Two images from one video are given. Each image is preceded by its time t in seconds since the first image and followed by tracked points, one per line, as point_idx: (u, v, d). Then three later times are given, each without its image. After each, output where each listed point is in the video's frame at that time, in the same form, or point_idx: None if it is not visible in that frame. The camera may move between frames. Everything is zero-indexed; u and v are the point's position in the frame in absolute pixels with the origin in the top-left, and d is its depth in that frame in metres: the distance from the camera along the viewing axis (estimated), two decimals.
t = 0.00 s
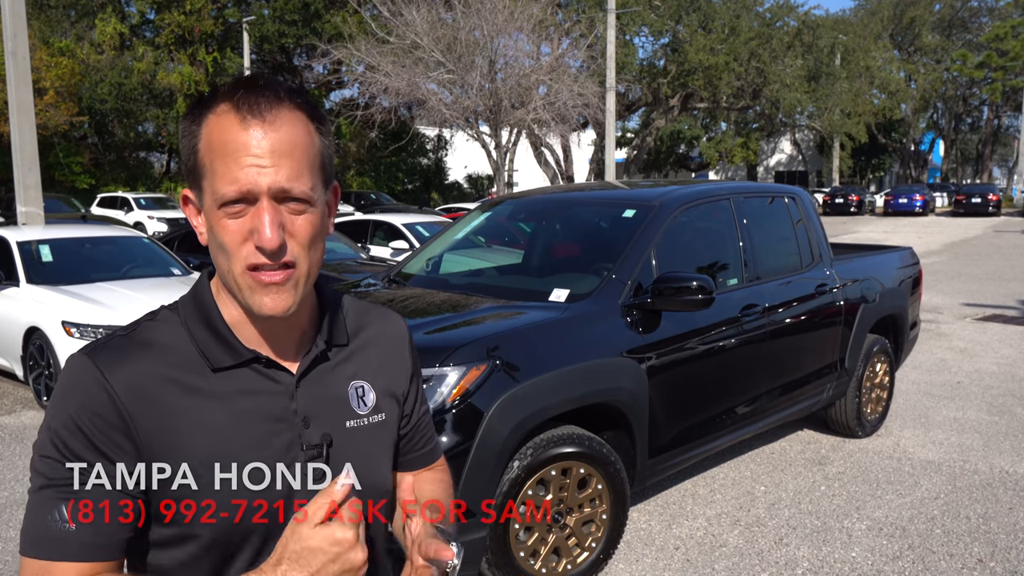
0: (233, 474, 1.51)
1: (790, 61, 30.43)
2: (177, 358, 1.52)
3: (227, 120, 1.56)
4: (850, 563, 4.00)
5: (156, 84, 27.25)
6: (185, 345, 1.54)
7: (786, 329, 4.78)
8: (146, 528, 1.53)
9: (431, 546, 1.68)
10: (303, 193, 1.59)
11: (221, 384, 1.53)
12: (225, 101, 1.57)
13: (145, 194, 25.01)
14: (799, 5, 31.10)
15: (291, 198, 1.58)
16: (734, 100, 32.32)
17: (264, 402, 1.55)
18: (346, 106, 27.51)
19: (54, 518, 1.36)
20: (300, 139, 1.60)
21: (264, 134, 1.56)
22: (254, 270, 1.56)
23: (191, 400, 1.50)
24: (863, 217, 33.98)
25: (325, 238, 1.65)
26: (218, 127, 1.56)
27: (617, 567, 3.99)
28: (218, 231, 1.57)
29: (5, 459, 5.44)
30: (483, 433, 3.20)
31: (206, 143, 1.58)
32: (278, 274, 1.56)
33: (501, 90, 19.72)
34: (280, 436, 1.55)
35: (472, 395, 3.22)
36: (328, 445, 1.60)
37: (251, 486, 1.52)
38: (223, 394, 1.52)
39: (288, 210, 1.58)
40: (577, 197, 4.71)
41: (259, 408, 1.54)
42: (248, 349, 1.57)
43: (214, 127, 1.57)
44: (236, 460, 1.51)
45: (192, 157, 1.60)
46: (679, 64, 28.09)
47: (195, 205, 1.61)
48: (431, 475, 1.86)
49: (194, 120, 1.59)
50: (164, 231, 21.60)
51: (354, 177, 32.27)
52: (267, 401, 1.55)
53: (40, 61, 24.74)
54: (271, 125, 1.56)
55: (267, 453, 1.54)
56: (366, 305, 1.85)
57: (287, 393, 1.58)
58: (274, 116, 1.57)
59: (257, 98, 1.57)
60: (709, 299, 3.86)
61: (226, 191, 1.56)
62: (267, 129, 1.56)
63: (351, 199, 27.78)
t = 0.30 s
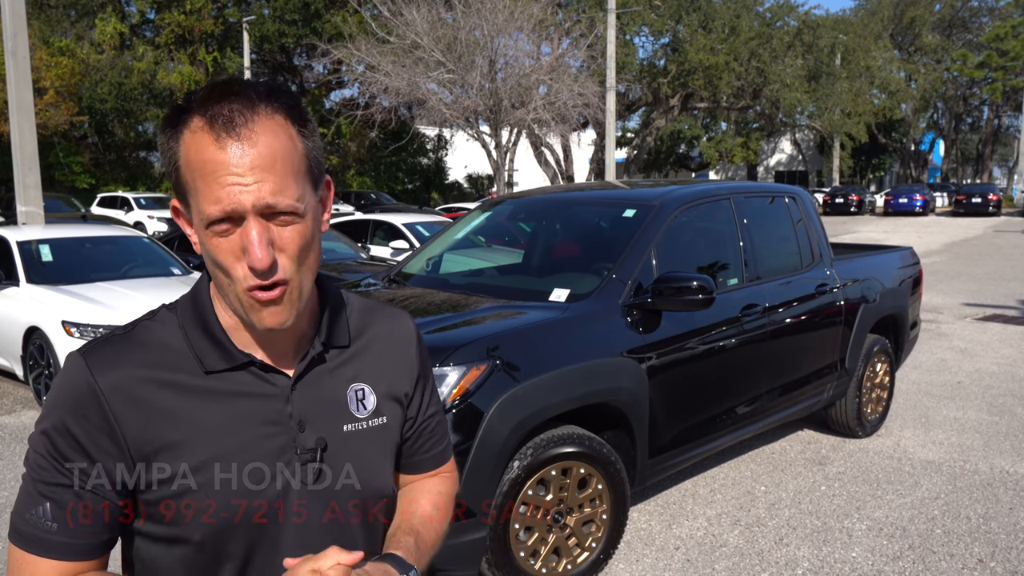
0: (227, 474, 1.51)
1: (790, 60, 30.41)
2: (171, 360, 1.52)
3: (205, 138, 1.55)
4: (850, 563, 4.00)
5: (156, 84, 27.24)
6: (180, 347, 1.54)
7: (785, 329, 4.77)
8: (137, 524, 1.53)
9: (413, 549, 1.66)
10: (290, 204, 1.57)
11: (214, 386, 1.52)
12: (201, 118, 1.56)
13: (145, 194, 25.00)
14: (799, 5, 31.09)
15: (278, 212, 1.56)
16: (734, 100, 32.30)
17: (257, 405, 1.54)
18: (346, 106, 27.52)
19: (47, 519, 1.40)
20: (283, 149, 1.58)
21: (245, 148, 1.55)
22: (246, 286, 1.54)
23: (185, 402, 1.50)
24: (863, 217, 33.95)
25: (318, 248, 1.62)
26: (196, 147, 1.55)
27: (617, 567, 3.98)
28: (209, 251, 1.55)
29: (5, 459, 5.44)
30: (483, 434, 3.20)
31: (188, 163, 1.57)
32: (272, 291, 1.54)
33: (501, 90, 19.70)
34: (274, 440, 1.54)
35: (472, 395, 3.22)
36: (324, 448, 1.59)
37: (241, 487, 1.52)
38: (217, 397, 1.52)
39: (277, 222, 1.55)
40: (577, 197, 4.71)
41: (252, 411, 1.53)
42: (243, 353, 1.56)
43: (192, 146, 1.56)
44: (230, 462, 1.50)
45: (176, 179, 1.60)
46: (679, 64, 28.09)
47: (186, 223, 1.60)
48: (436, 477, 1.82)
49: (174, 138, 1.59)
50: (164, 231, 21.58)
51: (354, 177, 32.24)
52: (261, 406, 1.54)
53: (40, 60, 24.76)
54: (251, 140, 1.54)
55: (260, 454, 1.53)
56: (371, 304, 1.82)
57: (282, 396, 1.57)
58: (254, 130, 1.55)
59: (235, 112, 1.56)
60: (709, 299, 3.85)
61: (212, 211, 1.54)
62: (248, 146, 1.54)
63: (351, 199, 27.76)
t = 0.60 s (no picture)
0: (221, 473, 1.51)
1: (790, 60, 30.39)
2: (164, 360, 1.52)
3: (194, 132, 1.55)
4: (852, 564, 4.00)
5: (156, 84, 27.22)
6: (173, 348, 1.54)
7: (785, 329, 4.77)
8: (133, 522, 1.54)
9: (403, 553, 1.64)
10: (281, 198, 1.57)
11: (206, 387, 1.52)
12: (190, 113, 1.56)
13: (146, 194, 25.01)
14: (799, 5, 31.10)
15: (268, 208, 1.56)
16: (734, 100, 32.29)
17: (249, 405, 1.53)
18: (346, 106, 27.56)
19: (43, 515, 1.42)
20: (274, 143, 1.57)
21: (235, 141, 1.55)
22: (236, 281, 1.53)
23: (178, 403, 1.50)
24: (863, 217, 33.95)
25: (309, 244, 1.62)
26: (185, 141, 1.55)
27: (617, 567, 3.98)
28: (200, 246, 1.55)
29: (6, 459, 5.44)
30: (483, 434, 3.20)
31: (178, 158, 1.57)
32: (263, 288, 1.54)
33: (501, 90, 19.70)
34: (266, 440, 1.53)
35: (473, 395, 3.21)
36: (314, 449, 1.57)
37: (233, 486, 1.51)
38: (210, 397, 1.51)
39: (267, 218, 1.56)
40: (577, 197, 4.70)
41: (244, 411, 1.53)
42: (234, 353, 1.55)
43: (182, 140, 1.56)
44: (222, 461, 1.50)
45: (166, 175, 1.60)
46: (679, 64, 28.11)
47: (177, 218, 1.60)
48: (436, 482, 1.79)
49: (164, 133, 1.58)
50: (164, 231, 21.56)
51: (354, 177, 32.23)
52: (253, 407, 1.54)
53: (40, 60, 24.74)
54: (241, 134, 1.54)
55: (251, 454, 1.52)
56: (370, 303, 1.81)
57: (274, 397, 1.56)
58: (243, 125, 1.55)
59: (225, 109, 1.56)
60: (710, 299, 3.84)
61: (202, 207, 1.54)
62: (239, 139, 1.55)
63: (351, 199, 27.75)
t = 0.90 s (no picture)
0: (221, 474, 1.51)
1: (790, 60, 30.37)
2: (163, 358, 1.52)
3: (197, 129, 1.55)
4: (852, 564, 4.00)
5: (156, 84, 27.23)
6: (171, 347, 1.54)
7: (786, 329, 4.77)
8: (134, 524, 1.54)
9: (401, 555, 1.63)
10: (282, 197, 1.57)
11: (204, 387, 1.52)
12: (193, 110, 1.56)
13: (146, 193, 25.02)
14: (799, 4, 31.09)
15: (269, 207, 1.56)
16: (735, 100, 32.29)
17: (246, 405, 1.53)
18: (346, 106, 27.56)
19: (44, 515, 1.42)
20: (276, 140, 1.57)
21: (238, 138, 1.54)
22: (237, 278, 1.53)
23: (177, 403, 1.50)
24: (864, 217, 33.94)
25: (310, 240, 1.62)
26: (189, 137, 1.55)
27: (618, 567, 3.98)
28: (200, 244, 1.55)
29: (6, 459, 5.44)
30: (483, 434, 3.19)
31: (180, 155, 1.56)
32: (262, 285, 1.54)
33: (501, 89, 19.69)
34: (264, 439, 1.53)
35: (473, 395, 3.21)
36: (313, 448, 1.57)
37: (233, 487, 1.51)
38: (210, 396, 1.51)
39: (268, 215, 1.56)
40: (577, 197, 4.70)
41: (243, 409, 1.53)
42: (232, 351, 1.55)
43: (185, 136, 1.56)
44: (219, 458, 1.50)
45: (168, 170, 1.59)
46: (679, 64, 28.10)
47: (176, 214, 1.59)
48: (436, 481, 1.79)
49: (165, 130, 1.58)
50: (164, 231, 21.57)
51: (354, 177, 32.22)
52: (252, 406, 1.53)
53: (40, 60, 24.75)
54: (243, 131, 1.54)
55: (250, 454, 1.52)
56: (369, 303, 1.80)
57: (272, 396, 1.55)
58: (245, 123, 1.55)
59: (227, 107, 1.55)
60: (710, 299, 3.84)
61: (204, 204, 1.54)
62: (241, 136, 1.55)
63: (351, 199, 27.74)
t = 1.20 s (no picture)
0: (221, 473, 1.50)
1: (791, 60, 30.32)
2: (161, 358, 1.52)
3: (232, 130, 1.54)
4: (853, 564, 4.00)
5: (156, 84, 27.24)
6: (170, 345, 1.54)
7: (786, 329, 4.76)
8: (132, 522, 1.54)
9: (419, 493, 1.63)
10: (316, 200, 1.59)
11: (202, 385, 1.52)
12: (226, 112, 1.56)
13: (147, 194, 25.02)
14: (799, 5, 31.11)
15: (305, 212, 1.58)
16: (735, 100, 32.29)
17: (247, 403, 1.53)
18: (347, 106, 27.58)
19: (32, 503, 1.43)
20: (306, 146, 1.59)
21: (273, 143, 1.55)
22: (270, 282, 1.54)
23: (173, 401, 1.50)
24: (864, 217, 33.92)
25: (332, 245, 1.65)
26: (220, 141, 1.54)
27: (618, 568, 3.98)
28: (233, 247, 1.54)
29: (7, 459, 5.43)
30: (483, 434, 3.19)
31: (210, 157, 1.55)
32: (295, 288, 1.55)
33: (501, 90, 19.69)
34: (263, 438, 1.53)
35: (473, 396, 3.21)
36: (311, 447, 1.56)
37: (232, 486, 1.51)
38: (205, 396, 1.51)
39: (304, 218, 1.57)
40: (578, 197, 4.70)
41: (241, 408, 1.52)
42: (233, 351, 1.55)
43: (217, 139, 1.55)
44: (216, 458, 1.50)
45: (191, 174, 1.57)
46: (680, 64, 28.08)
47: (198, 219, 1.58)
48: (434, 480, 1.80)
49: (190, 134, 1.57)
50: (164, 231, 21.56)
51: (354, 177, 32.21)
52: (252, 405, 1.53)
53: (41, 60, 24.75)
54: (280, 136, 1.55)
55: (249, 454, 1.51)
56: (367, 303, 1.80)
57: (272, 394, 1.55)
58: (282, 125, 1.56)
59: (261, 109, 1.56)
60: (711, 299, 3.84)
61: (242, 207, 1.53)
62: (278, 139, 1.55)
63: (351, 199, 27.72)
